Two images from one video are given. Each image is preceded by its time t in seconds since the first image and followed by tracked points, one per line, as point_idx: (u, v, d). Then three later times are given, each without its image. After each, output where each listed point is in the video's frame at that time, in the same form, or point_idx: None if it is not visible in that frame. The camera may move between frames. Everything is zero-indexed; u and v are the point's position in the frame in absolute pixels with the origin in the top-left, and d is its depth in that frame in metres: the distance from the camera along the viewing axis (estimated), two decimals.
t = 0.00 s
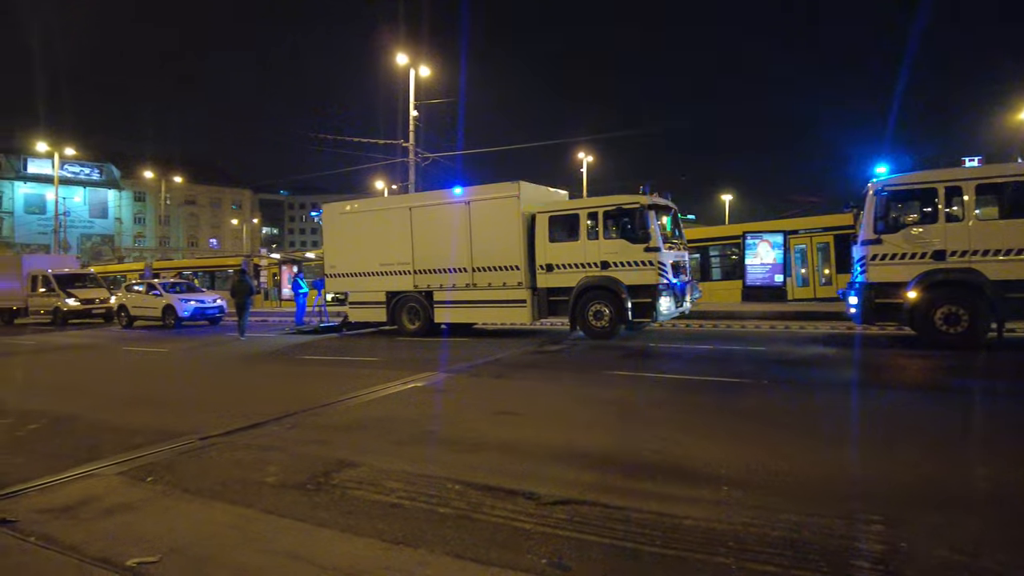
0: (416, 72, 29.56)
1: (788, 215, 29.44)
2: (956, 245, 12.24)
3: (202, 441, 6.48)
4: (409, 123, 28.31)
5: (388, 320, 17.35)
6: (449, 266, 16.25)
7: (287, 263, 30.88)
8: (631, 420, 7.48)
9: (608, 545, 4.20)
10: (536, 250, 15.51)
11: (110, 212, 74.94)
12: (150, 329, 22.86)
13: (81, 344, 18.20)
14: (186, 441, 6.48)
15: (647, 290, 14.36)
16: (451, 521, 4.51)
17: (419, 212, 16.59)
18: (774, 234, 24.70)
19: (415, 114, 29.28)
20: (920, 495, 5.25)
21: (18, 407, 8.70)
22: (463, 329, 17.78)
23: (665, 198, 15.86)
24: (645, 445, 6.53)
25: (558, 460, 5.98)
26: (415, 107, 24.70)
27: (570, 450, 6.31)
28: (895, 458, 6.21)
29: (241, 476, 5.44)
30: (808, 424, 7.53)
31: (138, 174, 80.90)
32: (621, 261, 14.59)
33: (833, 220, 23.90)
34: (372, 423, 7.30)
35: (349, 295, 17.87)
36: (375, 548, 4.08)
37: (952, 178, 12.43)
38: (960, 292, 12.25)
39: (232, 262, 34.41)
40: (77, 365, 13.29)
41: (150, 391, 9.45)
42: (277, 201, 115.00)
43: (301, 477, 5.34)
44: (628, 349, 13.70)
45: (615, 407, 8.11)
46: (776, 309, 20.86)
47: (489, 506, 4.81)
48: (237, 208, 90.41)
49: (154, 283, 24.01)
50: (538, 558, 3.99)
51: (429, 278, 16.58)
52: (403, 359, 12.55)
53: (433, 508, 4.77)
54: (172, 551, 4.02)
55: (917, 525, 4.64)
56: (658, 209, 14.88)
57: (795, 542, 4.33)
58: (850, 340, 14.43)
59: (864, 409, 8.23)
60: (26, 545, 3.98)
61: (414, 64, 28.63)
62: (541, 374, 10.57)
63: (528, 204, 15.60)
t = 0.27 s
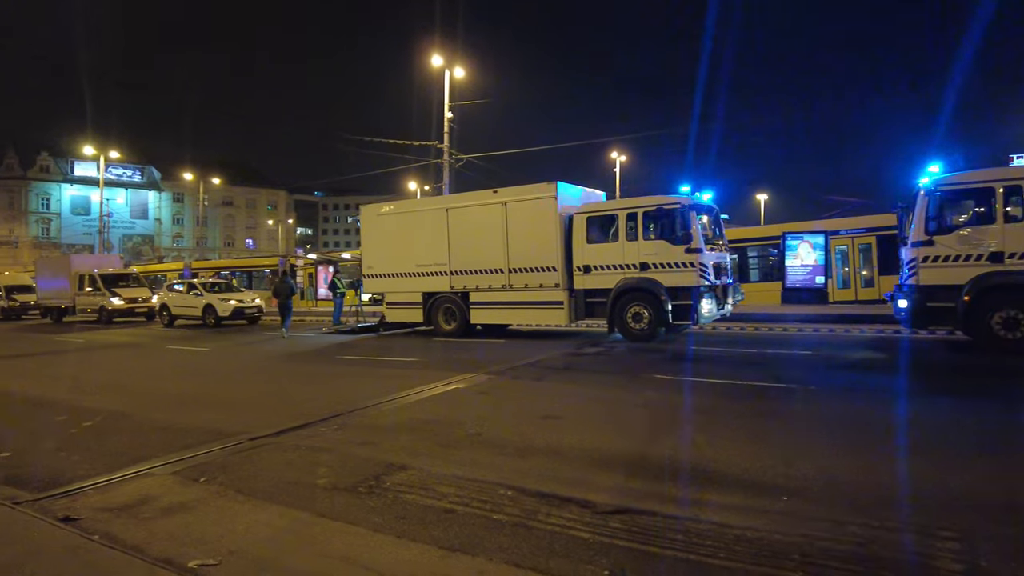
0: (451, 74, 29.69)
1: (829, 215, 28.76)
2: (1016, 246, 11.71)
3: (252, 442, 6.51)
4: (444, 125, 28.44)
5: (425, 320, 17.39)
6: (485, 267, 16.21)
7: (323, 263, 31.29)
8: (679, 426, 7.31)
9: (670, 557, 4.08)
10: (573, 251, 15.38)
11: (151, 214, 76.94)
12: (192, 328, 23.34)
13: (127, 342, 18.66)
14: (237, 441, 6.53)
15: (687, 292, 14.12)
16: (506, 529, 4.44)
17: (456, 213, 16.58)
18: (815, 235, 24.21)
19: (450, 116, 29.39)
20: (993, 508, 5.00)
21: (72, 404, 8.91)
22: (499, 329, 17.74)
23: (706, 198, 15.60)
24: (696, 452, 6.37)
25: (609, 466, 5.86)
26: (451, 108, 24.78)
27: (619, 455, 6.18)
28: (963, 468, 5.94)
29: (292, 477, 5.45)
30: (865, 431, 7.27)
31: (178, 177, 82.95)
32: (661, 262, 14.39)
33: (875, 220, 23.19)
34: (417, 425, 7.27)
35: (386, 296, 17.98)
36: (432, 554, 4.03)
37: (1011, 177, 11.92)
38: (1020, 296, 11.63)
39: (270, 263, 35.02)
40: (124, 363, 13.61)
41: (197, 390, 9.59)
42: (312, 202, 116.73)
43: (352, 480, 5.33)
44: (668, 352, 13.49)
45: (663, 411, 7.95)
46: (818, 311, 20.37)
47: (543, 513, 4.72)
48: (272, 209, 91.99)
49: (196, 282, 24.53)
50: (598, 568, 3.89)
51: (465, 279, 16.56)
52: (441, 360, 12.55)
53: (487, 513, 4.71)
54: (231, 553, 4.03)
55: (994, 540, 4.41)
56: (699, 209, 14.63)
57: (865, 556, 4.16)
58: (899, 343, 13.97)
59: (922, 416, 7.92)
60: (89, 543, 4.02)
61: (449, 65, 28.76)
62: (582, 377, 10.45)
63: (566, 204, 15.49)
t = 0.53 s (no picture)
0: (477, 74, 29.73)
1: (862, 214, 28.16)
2: None
3: (287, 442, 6.48)
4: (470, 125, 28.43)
5: (452, 320, 17.36)
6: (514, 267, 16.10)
7: (350, 263, 31.48)
8: (721, 429, 7.13)
9: (722, 565, 3.94)
10: (603, 251, 15.21)
11: (182, 215, 78.32)
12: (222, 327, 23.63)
13: (160, 340, 18.93)
14: (272, 441, 6.51)
15: (721, 293, 13.88)
16: (550, 534, 4.34)
17: (484, 213, 16.51)
18: (849, 235, 23.60)
19: (476, 116, 29.40)
20: None
21: (109, 402, 9.01)
22: (527, 330, 17.63)
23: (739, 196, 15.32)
24: (738, 456, 6.21)
25: (650, 470, 5.72)
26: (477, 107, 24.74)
27: (659, 459, 6.04)
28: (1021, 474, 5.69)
29: (329, 478, 5.39)
30: (913, 434, 7.03)
31: (208, 178, 84.37)
32: (693, 262, 14.18)
33: (911, 219, 22.74)
34: (451, 426, 7.19)
35: (414, 296, 17.99)
36: (476, 560, 3.94)
37: None
38: None
39: (297, 262, 35.35)
40: (158, 361, 13.77)
41: (230, 389, 9.64)
42: (338, 202, 117.91)
43: (390, 482, 5.27)
44: (701, 354, 13.28)
45: (700, 414, 7.78)
46: (852, 312, 19.91)
47: (586, 518, 4.62)
48: (300, 210, 93.07)
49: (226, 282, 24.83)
50: None
51: (493, 279, 16.48)
52: (471, 360, 12.48)
53: (528, 518, 4.61)
54: (274, 555, 3.98)
55: None
56: (732, 207, 14.37)
57: (928, 568, 3.97)
58: (940, 345, 13.57)
59: (972, 420, 7.63)
60: (132, 542, 3.99)
61: (476, 65, 28.80)
62: (614, 378, 10.29)
63: (596, 204, 15.32)
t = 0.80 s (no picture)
0: (500, 73, 29.74)
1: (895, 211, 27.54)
2: None
3: (319, 440, 6.44)
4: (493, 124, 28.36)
5: (478, 320, 17.29)
6: (539, 265, 15.98)
7: (374, 263, 31.61)
8: (760, 429, 6.94)
9: (772, 570, 3.79)
10: (630, 249, 15.02)
11: (209, 216, 79.53)
12: (250, 327, 23.87)
13: (189, 340, 19.14)
14: (303, 440, 6.47)
15: (752, 291, 13.61)
16: (591, 536, 4.23)
17: (509, 211, 16.41)
18: (882, 232, 22.96)
19: (500, 115, 29.36)
20: None
21: (141, 400, 9.07)
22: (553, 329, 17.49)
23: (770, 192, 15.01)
24: (780, 456, 6.02)
25: (688, 471, 5.58)
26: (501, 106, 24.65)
27: (698, 460, 5.88)
28: None
29: (363, 477, 5.33)
30: (962, 435, 6.76)
31: (234, 180, 85.56)
32: (723, 260, 13.93)
33: (945, 216, 22.14)
34: (483, 425, 7.10)
35: (439, 295, 17.94)
36: (516, 561, 3.84)
37: None
38: None
39: (322, 262, 35.63)
40: (189, 360, 13.91)
41: (261, 388, 9.67)
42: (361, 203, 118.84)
43: (424, 481, 5.19)
44: (732, 353, 13.03)
45: (737, 414, 7.59)
46: (886, 311, 19.43)
47: (627, 521, 4.49)
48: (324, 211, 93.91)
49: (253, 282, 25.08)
50: None
51: (519, 278, 16.37)
52: (498, 359, 12.39)
53: (568, 519, 4.49)
54: (310, 554, 3.92)
55: None
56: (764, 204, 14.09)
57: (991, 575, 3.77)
58: (982, 344, 13.14)
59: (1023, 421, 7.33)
60: (169, 540, 3.95)
61: (499, 64, 28.80)
62: (644, 377, 10.12)
63: (623, 201, 15.14)
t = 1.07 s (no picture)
0: (528, 70, 29.64)
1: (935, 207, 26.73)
2: None
3: (352, 441, 6.33)
4: (521, 122, 28.19)
5: (507, 319, 17.12)
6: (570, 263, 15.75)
7: (402, 262, 31.68)
8: (807, 433, 6.65)
9: None
10: (663, 247, 14.72)
11: (240, 217, 80.80)
12: (281, 325, 24.06)
13: (222, 338, 19.33)
14: (337, 439, 6.36)
15: (790, 289, 13.22)
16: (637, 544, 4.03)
17: (539, 209, 16.22)
18: (923, 229, 21.83)
19: (527, 113, 29.22)
20: None
21: (175, 398, 9.09)
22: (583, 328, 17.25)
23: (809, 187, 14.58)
24: (831, 461, 5.74)
25: (734, 477, 5.34)
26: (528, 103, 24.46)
27: (744, 465, 5.64)
28: None
29: (397, 479, 5.19)
30: None
31: (264, 181, 86.81)
32: (760, 257, 13.56)
33: (989, 211, 21.45)
34: (517, 426, 6.93)
35: (468, 294, 17.80)
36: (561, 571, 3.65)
37: None
38: None
39: (351, 262, 35.86)
40: (221, 358, 13.99)
41: (292, 386, 9.63)
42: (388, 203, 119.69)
43: (461, 484, 5.04)
44: (770, 353, 12.66)
45: (781, 417, 7.30)
46: (929, 310, 18.77)
47: (675, 529, 4.28)
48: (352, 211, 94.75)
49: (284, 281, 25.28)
50: None
51: (548, 277, 16.16)
52: (530, 359, 12.21)
53: (613, 528, 4.30)
54: (346, 559, 3.78)
55: None
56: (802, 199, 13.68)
57: None
58: None
59: None
60: (203, 543, 3.85)
61: (527, 62, 28.69)
62: (680, 378, 9.84)
63: (656, 198, 14.84)
